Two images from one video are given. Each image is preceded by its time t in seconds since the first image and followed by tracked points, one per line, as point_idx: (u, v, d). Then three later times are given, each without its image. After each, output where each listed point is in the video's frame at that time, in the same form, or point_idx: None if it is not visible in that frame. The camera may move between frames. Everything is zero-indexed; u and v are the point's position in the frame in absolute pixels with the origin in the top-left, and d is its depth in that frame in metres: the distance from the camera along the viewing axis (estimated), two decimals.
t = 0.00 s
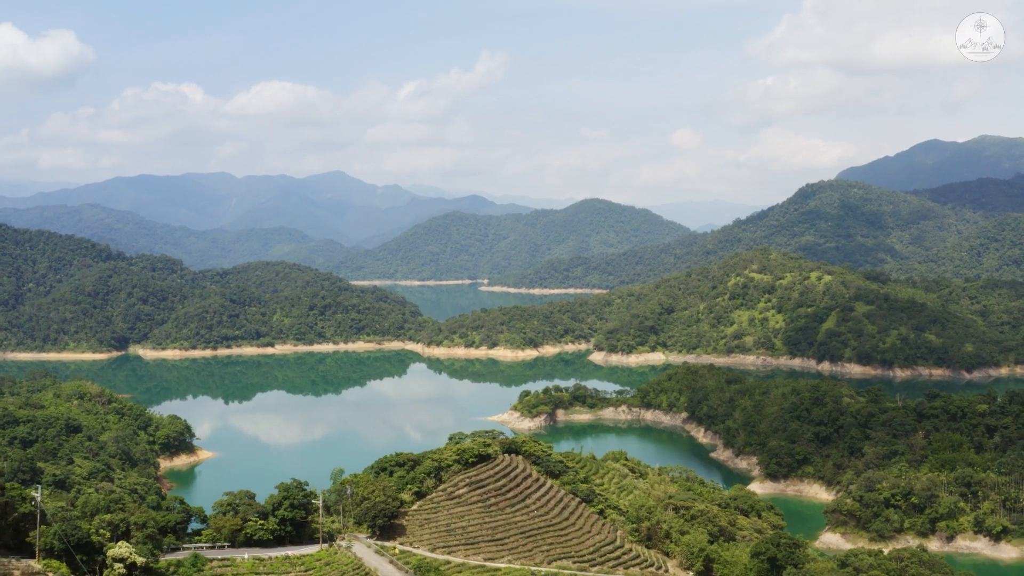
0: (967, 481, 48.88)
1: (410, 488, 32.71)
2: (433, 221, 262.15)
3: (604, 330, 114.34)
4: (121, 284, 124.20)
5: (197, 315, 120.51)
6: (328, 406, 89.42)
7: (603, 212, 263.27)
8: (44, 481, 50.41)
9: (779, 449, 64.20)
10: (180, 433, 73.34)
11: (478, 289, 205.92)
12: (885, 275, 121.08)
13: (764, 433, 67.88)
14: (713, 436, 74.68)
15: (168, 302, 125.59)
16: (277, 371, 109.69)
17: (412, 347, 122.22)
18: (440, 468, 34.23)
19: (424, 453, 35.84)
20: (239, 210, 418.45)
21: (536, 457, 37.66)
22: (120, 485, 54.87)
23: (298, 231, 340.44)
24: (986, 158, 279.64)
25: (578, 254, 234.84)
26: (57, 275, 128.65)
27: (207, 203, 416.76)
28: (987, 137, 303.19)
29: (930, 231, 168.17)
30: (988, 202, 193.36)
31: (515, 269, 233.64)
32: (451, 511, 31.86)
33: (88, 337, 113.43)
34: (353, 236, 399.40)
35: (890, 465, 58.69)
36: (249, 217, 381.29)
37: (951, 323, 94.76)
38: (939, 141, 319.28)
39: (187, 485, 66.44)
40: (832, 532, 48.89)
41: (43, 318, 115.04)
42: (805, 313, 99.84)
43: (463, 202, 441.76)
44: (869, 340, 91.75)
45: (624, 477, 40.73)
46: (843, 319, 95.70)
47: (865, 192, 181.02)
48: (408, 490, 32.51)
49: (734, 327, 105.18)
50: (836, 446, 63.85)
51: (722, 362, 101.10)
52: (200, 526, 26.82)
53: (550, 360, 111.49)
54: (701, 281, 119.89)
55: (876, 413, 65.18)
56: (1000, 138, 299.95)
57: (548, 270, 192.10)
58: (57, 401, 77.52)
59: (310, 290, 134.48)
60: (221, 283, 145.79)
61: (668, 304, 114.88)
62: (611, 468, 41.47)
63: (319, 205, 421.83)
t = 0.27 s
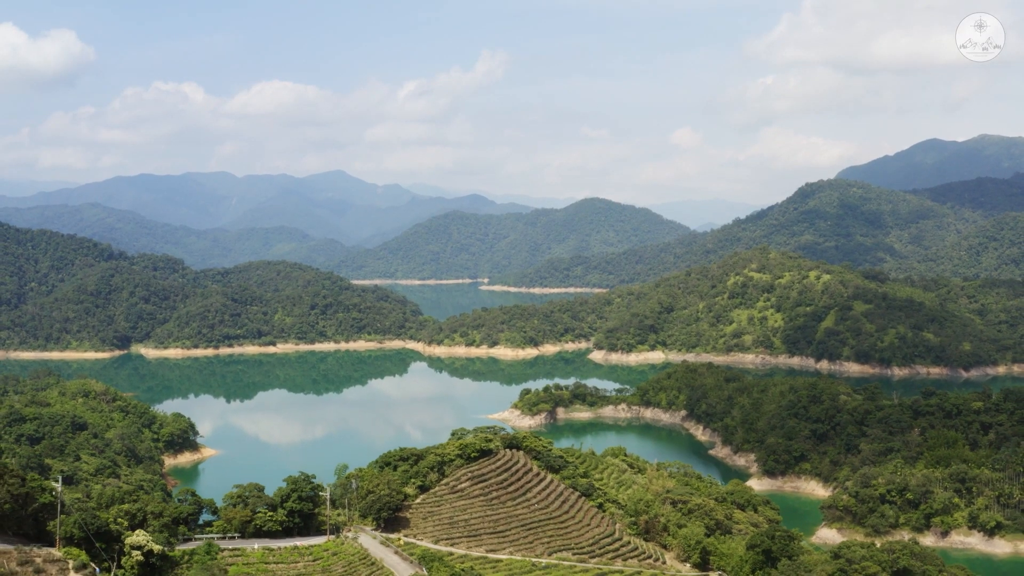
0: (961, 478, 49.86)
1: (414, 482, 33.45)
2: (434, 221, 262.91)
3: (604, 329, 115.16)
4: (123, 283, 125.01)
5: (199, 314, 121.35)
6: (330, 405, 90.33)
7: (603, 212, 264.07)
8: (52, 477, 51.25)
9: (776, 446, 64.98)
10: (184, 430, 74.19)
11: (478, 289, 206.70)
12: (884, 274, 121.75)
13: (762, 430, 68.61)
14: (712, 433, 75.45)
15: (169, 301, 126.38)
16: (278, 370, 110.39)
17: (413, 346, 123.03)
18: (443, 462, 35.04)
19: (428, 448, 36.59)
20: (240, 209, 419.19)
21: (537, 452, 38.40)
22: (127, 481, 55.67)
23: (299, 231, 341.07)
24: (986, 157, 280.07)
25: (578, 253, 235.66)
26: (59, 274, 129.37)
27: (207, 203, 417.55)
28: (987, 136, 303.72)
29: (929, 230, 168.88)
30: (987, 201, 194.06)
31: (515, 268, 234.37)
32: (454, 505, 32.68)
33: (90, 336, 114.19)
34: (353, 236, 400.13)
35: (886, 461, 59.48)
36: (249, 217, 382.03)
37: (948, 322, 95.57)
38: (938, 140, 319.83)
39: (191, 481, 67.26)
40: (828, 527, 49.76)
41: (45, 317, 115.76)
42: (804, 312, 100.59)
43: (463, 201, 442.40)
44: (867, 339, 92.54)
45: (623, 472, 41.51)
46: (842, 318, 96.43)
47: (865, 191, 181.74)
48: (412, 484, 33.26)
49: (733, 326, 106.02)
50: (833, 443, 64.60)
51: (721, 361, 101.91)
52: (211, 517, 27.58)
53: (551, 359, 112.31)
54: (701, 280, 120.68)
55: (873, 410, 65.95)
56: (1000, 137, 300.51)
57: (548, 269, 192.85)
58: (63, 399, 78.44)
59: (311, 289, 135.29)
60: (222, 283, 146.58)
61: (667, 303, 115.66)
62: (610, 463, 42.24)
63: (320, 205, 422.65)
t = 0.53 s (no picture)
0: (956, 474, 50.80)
1: (418, 476, 34.32)
2: (434, 220, 263.67)
3: (604, 328, 115.92)
4: (125, 283, 125.74)
5: (201, 313, 122.08)
6: (332, 403, 91.21)
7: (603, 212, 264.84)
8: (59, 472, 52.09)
9: (774, 443, 65.70)
10: (188, 428, 74.92)
11: (479, 288, 207.46)
12: (883, 273, 122.42)
13: (760, 428, 69.35)
14: (711, 431, 76.21)
15: (172, 300, 127.13)
16: (279, 369, 111.16)
17: (414, 344, 123.79)
18: (446, 457, 35.90)
19: (430, 443, 37.42)
20: (240, 209, 419.82)
21: (538, 447, 39.17)
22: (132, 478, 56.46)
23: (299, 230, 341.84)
24: (986, 156, 280.59)
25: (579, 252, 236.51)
26: (62, 274, 130.10)
27: (208, 202, 418.38)
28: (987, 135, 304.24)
29: (928, 230, 169.55)
30: (986, 201, 194.74)
31: (516, 267, 235.12)
32: (456, 498, 33.52)
33: (93, 335, 114.88)
34: (354, 235, 400.87)
35: (883, 458, 60.24)
36: (250, 216, 382.82)
37: (946, 321, 96.30)
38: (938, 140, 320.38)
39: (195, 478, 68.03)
40: (825, 523, 50.54)
41: (48, 317, 116.42)
42: (803, 311, 101.30)
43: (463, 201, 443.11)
44: (865, 338, 93.24)
45: (622, 467, 42.27)
46: (840, 316, 97.18)
47: (864, 190, 182.49)
48: (416, 478, 34.12)
49: (733, 325, 106.82)
50: (830, 440, 65.34)
51: (720, 359, 102.66)
52: (222, 508, 28.43)
53: (551, 357, 113.07)
54: (700, 279, 121.43)
55: (869, 408, 66.71)
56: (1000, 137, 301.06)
57: (548, 269, 193.58)
58: (68, 397, 79.23)
59: (312, 288, 136.11)
60: (224, 282, 147.32)
61: (667, 302, 116.39)
62: (609, 459, 42.99)
63: (320, 204, 423.45)
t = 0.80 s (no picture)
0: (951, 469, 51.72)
1: (421, 469, 35.17)
2: (435, 218, 264.35)
3: (604, 326, 116.67)
4: (128, 281, 126.44)
5: (204, 311, 122.82)
6: (334, 401, 92.08)
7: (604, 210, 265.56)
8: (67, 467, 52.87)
9: (772, 439, 66.45)
10: (192, 425, 75.72)
11: (480, 286, 208.18)
12: (881, 272, 123.07)
13: (759, 424, 70.06)
14: (710, 427, 76.93)
15: (174, 298, 127.86)
16: (281, 367, 111.89)
17: (415, 342, 124.61)
18: (449, 450, 36.75)
19: (433, 437, 38.25)
20: (241, 207, 420.63)
21: (538, 441, 39.98)
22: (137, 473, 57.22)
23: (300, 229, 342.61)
24: (987, 155, 281.07)
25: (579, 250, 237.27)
26: (64, 272, 130.77)
27: (209, 200, 419.13)
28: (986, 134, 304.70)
29: (928, 228, 170.15)
30: (985, 199, 195.37)
31: (516, 265, 235.92)
32: (459, 490, 34.32)
33: (95, 333, 115.47)
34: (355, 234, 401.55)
35: (879, 453, 60.99)
36: (251, 214, 383.59)
37: (944, 319, 97.00)
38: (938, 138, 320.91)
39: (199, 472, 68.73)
40: (821, 517, 51.37)
41: (51, 315, 117.00)
42: (801, 309, 102.01)
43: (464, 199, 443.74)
44: (863, 335, 93.92)
45: (622, 461, 43.08)
46: (839, 314, 97.91)
47: (863, 189, 183.15)
48: (420, 471, 34.96)
49: (732, 322, 107.61)
50: (827, 436, 66.09)
51: (719, 357, 103.42)
52: (232, 499, 29.22)
53: (551, 355, 113.83)
54: (700, 277, 122.16)
55: (866, 404, 67.43)
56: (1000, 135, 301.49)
57: (549, 267, 194.28)
58: (74, 393, 80.10)
59: (314, 287, 136.93)
60: (226, 280, 148.05)
61: (667, 300, 117.13)
62: (608, 453, 43.80)
63: (321, 203, 424.20)
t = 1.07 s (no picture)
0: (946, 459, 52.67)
1: (425, 457, 35.97)
2: (436, 212, 264.94)
3: (604, 319, 117.40)
4: (130, 275, 127.10)
5: (206, 305, 123.53)
6: (335, 393, 93.03)
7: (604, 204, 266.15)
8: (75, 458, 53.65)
9: (770, 430, 67.26)
10: (196, 417, 76.50)
11: (480, 279, 208.87)
12: (880, 265, 123.74)
13: (757, 416, 70.75)
14: (708, 419, 77.67)
15: (176, 292, 128.56)
16: (283, 360, 112.66)
17: (417, 335, 125.44)
18: (452, 439, 37.57)
19: (437, 427, 39.07)
20: (242, 201, 421.16)
21: (539, 431, 40.77)
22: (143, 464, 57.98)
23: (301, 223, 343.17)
24: (987, 149, 281.27)
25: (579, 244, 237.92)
26: (66, 266, 131.37)
27: (209, 194, 419.62)
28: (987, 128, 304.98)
29: (927, 222, 170.69)
30: (985, 193, 195.90)
31: (517, 259, 236.63)
32: (462, 478, 35.15)
33: (98, 327, 116.11)
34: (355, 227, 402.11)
35: (875, 444, 61.77)
36: (251, 208, 384.11)
37: (942, 312, 97.70)
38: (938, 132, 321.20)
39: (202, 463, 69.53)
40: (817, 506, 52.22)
41: (53, 308, 117.54)
42: (800, 302, 102.70)
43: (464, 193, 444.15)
44: (862, 328, 94.60)
45: (621, 451, 43.87)
46: (838, 307, 98.62)
47: (863, 183, 183.70)
48: (423, 459, 35.77)
49: (731, 316, 108.39)
50: (824, 428, 66.82)
51: (719, 350, 104.20)
52: (242, 486, 30.06)
53: (552, 348, 114.64)
54: (700, 270, 122.86)
55: (863, 396, 68.13)
56: (1000, 129, 301.73)
57: (549, 260, 194.93)
58: (79, 386, 81.02)
59: (315, 280, 137.73)
60: (227, 274, 148.70)
61: (667, 294, 117.86)
62: (608, 443, 44.57)
63: (322, 196, 424.72)
